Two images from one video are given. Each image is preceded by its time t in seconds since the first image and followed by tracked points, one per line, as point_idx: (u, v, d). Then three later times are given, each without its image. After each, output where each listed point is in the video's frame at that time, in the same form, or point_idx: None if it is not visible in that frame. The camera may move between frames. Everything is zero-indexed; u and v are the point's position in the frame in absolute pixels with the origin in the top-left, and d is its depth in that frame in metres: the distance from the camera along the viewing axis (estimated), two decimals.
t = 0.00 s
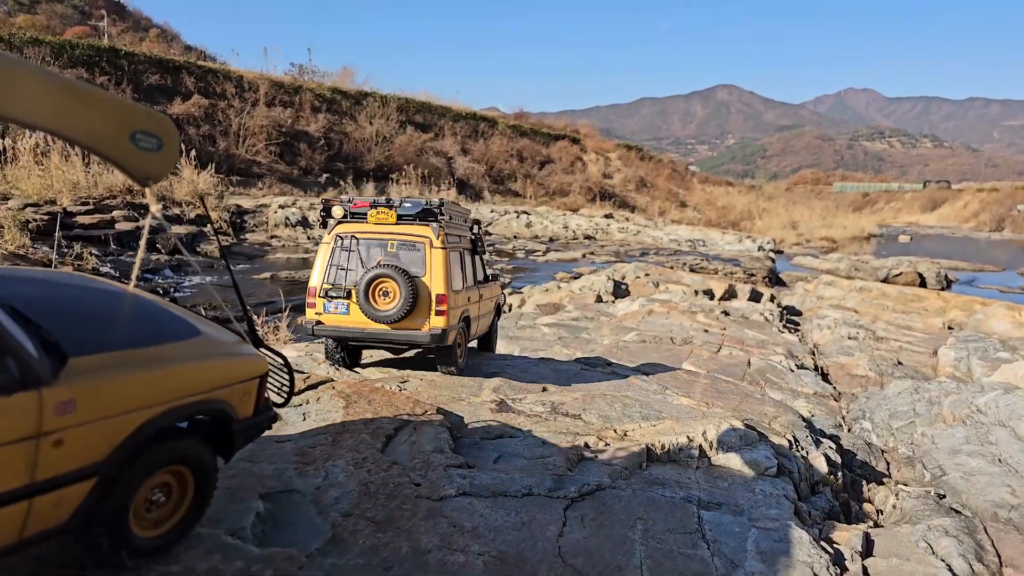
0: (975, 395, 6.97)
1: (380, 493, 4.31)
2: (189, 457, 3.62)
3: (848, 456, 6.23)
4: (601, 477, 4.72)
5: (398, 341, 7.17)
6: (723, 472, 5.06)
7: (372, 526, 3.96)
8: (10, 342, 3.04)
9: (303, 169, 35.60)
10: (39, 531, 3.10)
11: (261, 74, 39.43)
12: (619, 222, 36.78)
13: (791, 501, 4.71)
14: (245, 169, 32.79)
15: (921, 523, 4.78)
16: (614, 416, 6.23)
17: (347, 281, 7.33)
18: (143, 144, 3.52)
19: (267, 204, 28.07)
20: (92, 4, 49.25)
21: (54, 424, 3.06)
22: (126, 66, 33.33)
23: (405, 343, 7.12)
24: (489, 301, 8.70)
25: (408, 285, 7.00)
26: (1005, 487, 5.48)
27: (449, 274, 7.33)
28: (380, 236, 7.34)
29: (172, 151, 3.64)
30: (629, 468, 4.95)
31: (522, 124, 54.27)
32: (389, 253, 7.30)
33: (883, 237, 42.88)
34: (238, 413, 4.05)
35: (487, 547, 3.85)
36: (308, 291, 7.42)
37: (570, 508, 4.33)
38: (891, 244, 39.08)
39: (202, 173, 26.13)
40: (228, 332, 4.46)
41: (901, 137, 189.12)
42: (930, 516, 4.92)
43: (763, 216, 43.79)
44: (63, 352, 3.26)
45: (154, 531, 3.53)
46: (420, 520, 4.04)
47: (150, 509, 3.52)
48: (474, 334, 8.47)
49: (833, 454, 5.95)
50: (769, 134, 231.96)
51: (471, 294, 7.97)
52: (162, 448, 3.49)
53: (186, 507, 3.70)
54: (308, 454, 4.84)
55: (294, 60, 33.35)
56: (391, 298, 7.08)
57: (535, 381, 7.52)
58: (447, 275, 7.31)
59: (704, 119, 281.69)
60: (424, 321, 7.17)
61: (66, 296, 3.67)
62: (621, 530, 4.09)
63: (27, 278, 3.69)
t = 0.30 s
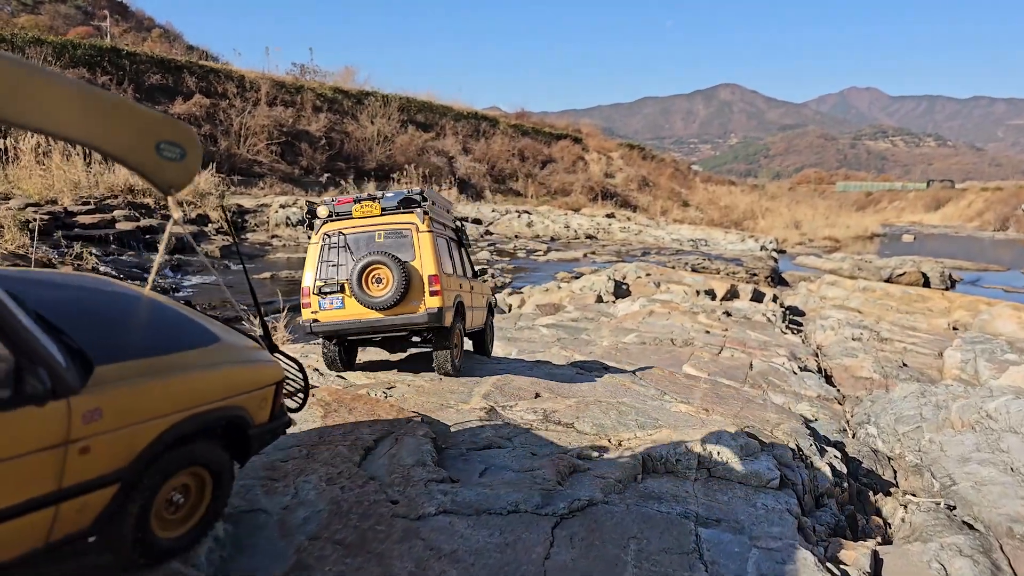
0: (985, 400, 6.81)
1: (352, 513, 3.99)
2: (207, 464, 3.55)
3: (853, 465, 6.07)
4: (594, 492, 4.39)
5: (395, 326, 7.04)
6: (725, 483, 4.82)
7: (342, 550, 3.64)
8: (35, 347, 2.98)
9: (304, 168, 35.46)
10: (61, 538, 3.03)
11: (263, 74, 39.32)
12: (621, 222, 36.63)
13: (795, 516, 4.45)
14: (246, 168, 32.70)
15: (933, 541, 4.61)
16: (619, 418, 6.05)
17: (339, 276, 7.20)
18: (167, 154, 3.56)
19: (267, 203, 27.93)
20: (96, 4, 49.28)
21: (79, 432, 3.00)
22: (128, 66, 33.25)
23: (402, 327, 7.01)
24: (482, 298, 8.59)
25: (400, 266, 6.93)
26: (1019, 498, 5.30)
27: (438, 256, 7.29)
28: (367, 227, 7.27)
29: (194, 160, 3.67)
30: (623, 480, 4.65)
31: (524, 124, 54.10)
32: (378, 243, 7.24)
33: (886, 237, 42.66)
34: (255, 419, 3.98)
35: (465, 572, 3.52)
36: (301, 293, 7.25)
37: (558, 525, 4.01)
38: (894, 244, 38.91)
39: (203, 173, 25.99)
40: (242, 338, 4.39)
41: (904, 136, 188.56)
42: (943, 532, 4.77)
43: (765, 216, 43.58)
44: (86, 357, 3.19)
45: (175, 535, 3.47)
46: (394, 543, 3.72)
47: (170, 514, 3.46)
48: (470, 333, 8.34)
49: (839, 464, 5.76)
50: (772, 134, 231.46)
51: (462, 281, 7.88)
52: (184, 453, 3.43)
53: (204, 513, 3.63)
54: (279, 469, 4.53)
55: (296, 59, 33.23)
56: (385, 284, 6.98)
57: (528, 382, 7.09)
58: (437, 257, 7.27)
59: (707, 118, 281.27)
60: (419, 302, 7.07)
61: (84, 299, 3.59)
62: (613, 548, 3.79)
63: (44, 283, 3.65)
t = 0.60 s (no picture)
0: (993, 406, 6.63)
1: (316, 539, 3.70)
2: (218, 463, 3.55)
3: (858, 477, 5.96)
4: (582, 511, 4.14)
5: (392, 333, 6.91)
6: (722, 500, 4.65)
7: None
8: (51, 344, 2.97)
9: (306, 168, 35.38)
10: (72, 538, 3.01)
11: (264, 74, 39.22)
12: (622, 222, 36.52)
13: (795, 536, 4.31)
14: (248, 168, 32.65)
15: (942, 564, 4.47)
16: (616, 425, 5.87)
17: (341, 278, 7.07)
18: (170, 163, 3.59)
19: (269, 203, 27.81)
20: (99, 5, 49.32)
21: (93, 430, 3.00)
22: (130, 67, 33.21)
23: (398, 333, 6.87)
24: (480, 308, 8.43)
25: (401, 273, 6.77)
26: None
27: (440, 265, 7.12)
28: (373, 232, 7.13)
29: (197, 169, 3.71)
30: (613, 499, 4.41)
31: (525, 124, 53.96)
32: (382, 248, 7.11)
33: (890, 237, 42.47)
34: (261, 423, 3.97)
35: None
36: (302, 289, 7.13)
37: (540, 551, 3.73)
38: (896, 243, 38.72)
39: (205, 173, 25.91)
40: (247, 344, 4.38)
41: (908, 135, 187.98)
42: (953, 555, 4.62)
43: (768, 215, 43.42)
44: (98, 359, 3.19)
45: (184, 535, 3.45)
46: (361, 572, 3.43)
47: (179, 515, 3.43)
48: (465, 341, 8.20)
49: (842, 476, 5.60)
50: (775, 133, 230.94)
51: (462, 289, 7.74)
52: (193, 453, 3.42)
53: (212, 514, 3.61)
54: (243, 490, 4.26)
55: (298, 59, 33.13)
56: (384, 290, 6.84)
57: (520, 390, 6.71)
58: (439, 266, 7.10)
59: (710, 118, 280.90)
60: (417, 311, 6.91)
61: (90, 306, 3.59)
62: None
63: (52, 292, 3.63)
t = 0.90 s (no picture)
0: (1004, 413, 6.49)
1: (272, 568, 3.49)
2: (219, 472, 3.53)
3: (863, 487, 5.76)
4: (566, 532, 3.91)
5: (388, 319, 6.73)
6: (715, 516, 4.42)
7: None
8: (54, 352, 2.96)
9: (308, 168, 35.28)
10: (73, 546, 3.01)
11: (267, 73, 39.11)
12: (625, 221, 36.35)
13: (795, 556, 4.10)
14: (250, 168, 32.60)
15: None
16: (615, 435, 5.68)
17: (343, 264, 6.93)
18: (174, 168, 3.45)
19: (271, 202, 27.70)
20: (103, 5, 49.27)
21: (94, 439, 2.99)
22: (133, 66, 33.13)
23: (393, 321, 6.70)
24: (479, 319, 8.26)
25: (402, 262, 6.64)
26: None
27: (441, 260, 6.98)
28: (378, 224, 7.01)
29: (203, 174, 3.57)
30: (601, 517, 4.16)
31: (528, 123, 53.78)
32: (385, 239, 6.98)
33: (894, 237, 42.23)
34: (264, 431, 3.94)
35: None
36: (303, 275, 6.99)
37: None
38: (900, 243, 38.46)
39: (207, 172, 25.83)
40: (251, 350, 4.35)
41: (912, 135, 187.23)
42: None
43: (772, 215, 43.22)
44: (101, 367, 3.18)
45: (185, 544, 3.44)
46: None
47: (179, 524, 3.42)
48: (464, 349, 8.01)
49: (848, 489, 5.43)
50: (779, 132, 230.34)
51: (461, 294, 7.59)
52: (194, 462, 3.40)
53: (215, 522, 3.61)
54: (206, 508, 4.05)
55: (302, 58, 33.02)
56: (383, 277, 6.70)
57: (509, 396, 6.48)
58: (440, 260, 6.95)
59: (714, 117, 280.34)
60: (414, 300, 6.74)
61: (97, 313, 3.59)
62: None
63: (58, 299, 3.62)
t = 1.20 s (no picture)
0: (1013, 419, 6.32)
1: None
2: (206, 469, 3.42)
3: (866, 497, 5.62)
4: (546, 554, 3.70)
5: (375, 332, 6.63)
6: (710, 531, 4.25)
7: None
8: (30, 347, 2.84)
9: (311, 168, 35.17)
10: (56, 545, 2.88)
11: (270, 73, 39.00)
12: (629, 220, 36.19)
13: None
14: (253, 168, 32.54)
15: None
16: (609, 443, 5.50)
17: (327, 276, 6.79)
18: (153, 163, 3.37)
19: (274, 202, 27.59)
20: (108, 5, 49.29)
21: (74, 434, 2.87)
22: (136, 66, 33.07)
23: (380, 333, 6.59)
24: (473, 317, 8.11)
25: (385, 275, 6.52)
26: None
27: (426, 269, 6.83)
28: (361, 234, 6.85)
29: (181, 170, 3.48)
30: (585, 537, 3.97)
31: (531, 123, 53.63)
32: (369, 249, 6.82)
33: (900, 236, 41.96)
34: (251, 427, 3.83)
35: None
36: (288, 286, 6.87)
37: None
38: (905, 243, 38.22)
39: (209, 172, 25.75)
40: (235, 347, 4.24)
41: (917, 134, 186.38)
42: None
43: (776, 214, 42.99)
44: (81, 363, 3.06)
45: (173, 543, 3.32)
46: None
47: (167, 523, 3.30)
48: (457, 350, 7.88)
49: (850, 501, 5.27)
50: (784, 131, 229.67)
51: (451, 296, 7.45)
52: (180, 459, 3.28)
53: (202, 521, 3.49)
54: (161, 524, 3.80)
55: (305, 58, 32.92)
56: (367, 290, 6.59)
57: (495, 402, 6.33)
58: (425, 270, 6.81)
59: (717, 117, 279.78)
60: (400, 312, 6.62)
61: (79, 311, 3.46)
62: None
63: (37, 297, 3.48)
